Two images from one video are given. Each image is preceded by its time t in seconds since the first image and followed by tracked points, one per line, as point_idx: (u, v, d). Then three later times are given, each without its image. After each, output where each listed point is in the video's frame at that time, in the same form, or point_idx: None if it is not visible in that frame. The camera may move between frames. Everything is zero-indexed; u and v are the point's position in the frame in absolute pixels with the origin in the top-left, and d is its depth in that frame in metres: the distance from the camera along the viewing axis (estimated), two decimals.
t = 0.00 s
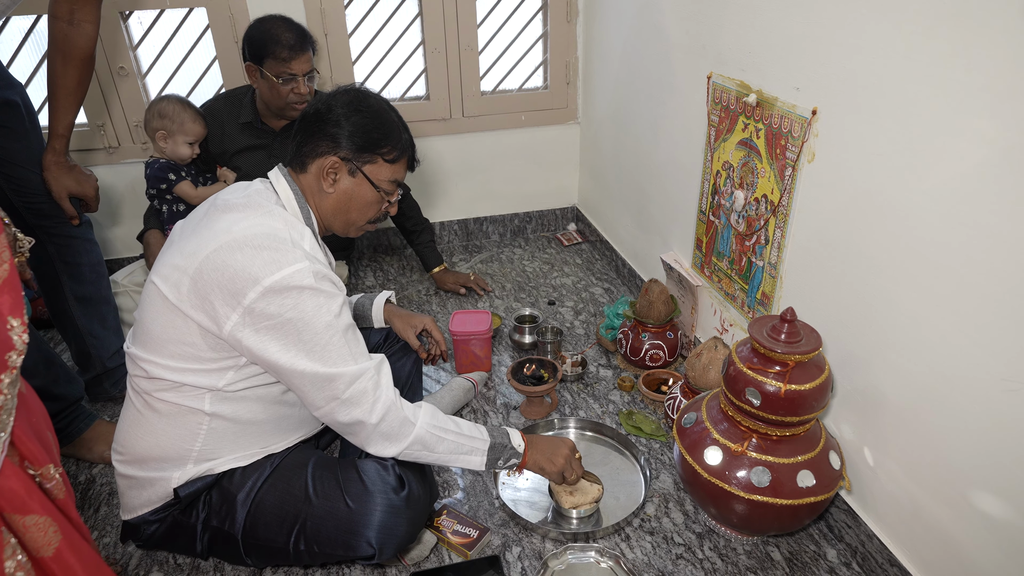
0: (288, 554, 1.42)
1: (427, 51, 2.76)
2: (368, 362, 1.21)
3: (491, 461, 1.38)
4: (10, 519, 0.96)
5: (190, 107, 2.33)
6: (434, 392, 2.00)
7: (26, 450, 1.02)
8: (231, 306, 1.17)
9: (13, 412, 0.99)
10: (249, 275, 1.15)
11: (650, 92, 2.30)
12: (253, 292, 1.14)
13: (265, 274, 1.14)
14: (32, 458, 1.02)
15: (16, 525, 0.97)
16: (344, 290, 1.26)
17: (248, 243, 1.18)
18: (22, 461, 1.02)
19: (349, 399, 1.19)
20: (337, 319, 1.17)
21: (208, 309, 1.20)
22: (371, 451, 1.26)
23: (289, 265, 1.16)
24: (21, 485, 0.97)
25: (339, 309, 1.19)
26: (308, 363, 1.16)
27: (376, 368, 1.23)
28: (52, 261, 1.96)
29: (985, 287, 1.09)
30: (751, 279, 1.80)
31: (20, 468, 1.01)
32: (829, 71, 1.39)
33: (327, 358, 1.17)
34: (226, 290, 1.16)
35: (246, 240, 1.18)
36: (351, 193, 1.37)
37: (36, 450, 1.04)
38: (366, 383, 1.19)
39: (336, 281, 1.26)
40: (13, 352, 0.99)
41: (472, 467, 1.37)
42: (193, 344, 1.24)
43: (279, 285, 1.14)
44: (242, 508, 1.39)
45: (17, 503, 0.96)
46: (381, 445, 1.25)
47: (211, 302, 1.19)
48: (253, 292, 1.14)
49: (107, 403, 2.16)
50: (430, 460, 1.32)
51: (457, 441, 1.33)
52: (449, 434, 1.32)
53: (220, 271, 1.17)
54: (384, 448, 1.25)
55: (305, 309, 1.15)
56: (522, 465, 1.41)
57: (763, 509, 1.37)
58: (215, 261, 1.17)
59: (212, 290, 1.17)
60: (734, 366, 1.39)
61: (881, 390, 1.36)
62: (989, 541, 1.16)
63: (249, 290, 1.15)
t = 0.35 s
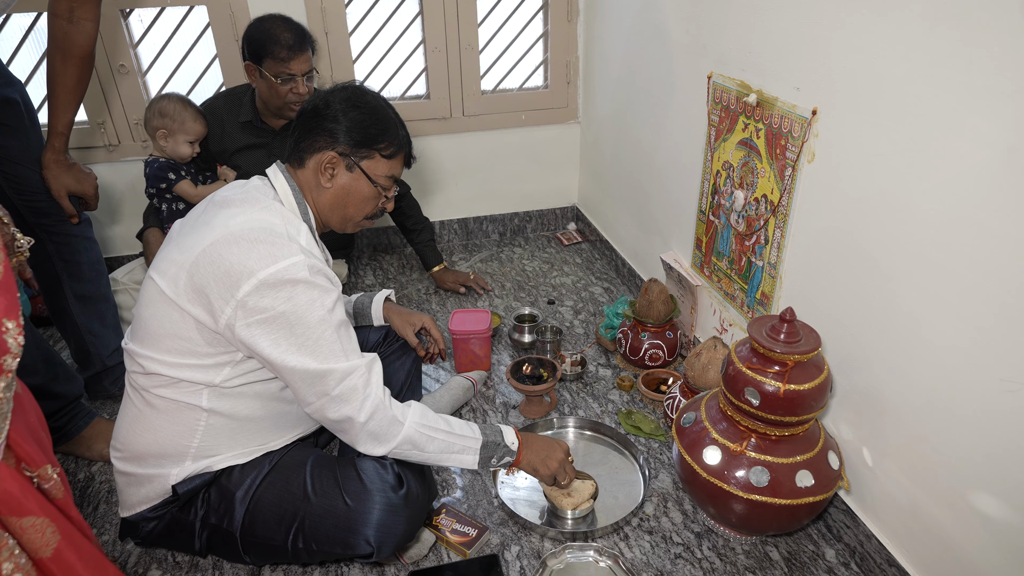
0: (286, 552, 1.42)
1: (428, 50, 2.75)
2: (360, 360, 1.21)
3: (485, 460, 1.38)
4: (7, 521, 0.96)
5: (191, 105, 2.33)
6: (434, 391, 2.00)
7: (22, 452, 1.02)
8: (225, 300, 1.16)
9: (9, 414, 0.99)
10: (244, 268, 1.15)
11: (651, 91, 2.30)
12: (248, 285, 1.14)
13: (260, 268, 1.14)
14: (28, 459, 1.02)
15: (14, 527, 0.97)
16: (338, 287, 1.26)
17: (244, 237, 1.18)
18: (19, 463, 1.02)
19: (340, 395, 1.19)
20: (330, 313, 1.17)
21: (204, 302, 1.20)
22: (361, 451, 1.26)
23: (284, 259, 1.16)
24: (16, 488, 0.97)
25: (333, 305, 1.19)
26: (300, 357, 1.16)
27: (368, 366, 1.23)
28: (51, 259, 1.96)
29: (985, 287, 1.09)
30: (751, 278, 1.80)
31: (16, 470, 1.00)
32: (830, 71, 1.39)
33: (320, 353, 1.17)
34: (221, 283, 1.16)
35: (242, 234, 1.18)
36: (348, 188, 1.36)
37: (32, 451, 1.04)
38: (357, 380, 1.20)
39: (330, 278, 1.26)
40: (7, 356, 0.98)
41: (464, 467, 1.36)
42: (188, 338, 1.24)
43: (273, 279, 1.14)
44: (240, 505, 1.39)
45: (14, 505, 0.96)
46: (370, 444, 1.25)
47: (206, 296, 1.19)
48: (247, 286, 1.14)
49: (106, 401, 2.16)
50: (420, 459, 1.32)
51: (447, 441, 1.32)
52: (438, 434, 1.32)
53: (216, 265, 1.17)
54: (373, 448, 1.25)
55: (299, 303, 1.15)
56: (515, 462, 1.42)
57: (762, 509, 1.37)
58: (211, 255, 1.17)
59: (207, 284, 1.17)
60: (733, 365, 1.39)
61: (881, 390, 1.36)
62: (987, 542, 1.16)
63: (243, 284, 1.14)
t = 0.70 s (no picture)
0: (285, 551, 1.41)
1: (429, 48, 2.75)
2: (357, 357, 1.21)
3: (483, 460, 1.36)
4: (4, 522, 0.96)
5: (194, 104, 2.32)
6: (433, 390, 2.00)
7: (20, 451, 1.02)
8: (223, 294, 1.16)
9: (8, 414, 0.99)
10: (241, 263, 1.15)
11: (651, 91, 2.30)
12: (245, 280, 1.14)
13: (257, 263, 1.14)
14: (26, 459, 1.02)
15: (11, 527, 0.97)
16: (336, 283, 1.26)
17: (242, 233, 1.18)
18: (17, 463, 1.02)
19: (336, 391, 1.18)
20: (327, 308, 1.17)
21: (202, 298, 1.20)
22: (356, 448, 1.25)
23: (282, 254, 1.16)
24: (14, 488, 0.97)
25: (330, 300, 1.19)
26: (297, 352, 1.16)
27: (364, 363, 1.22)
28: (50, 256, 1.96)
29: (985, 289, 1.09)
30: (751, 278, 1.79)
31: (14, 470, 1.01)
32: (831, 71, 1.38)
33: (316, 347, 1.16)
34: (220, 278, 1.16)
35: (240, 229, 1.18)
36: (347, 184, 1.36)
37: (30, 451, 1.04)
38: (353, 375, 1.19)
39: (328, 274, 1.26)
40: (6, 355, 0.98)
41: (461, 466, 1.36)
42: (186, 334, 1.24)
43: (270, 273, 1.14)
44: (239, 503, 1.39)
45: (12, 506, 0.96)
46: (365, 442, 1.24)
47: (204, 291, 1.19)
48: (244, 280, 1.14)
49: (105, 399, 2.15)
50: (416, 457, 1.31)
51: (444, 439, 1.32)
52: (435, 433, 1.31)
53: (214, 261, 1.17)
54: (368, 446, 1.24)
55: (297, 298, 1.15)
56: (515, 464, 1.41)
57: (761, 509, 1.37)
58: (209, 250, 1.18)
59: (205, 279, 1.17)
60: (733, 365, 1.39)
61: (881, 390, 1.36)
62: (986, 543, 1.16)
63: (240, 279, 1.14)
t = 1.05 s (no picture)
0: (285, 550, 1.42)
1: (429, 47, 2.75)
2: (357, 355, 1.21)
3: (484, 461, 1.36)
4: (5, 520, 0.96)
5: (194, 104, 2.32)
6: (433, 390, 2.00)
7: (21, 450, 1.02)
8: (224, 293, 1.16)
9: (8, 413, 0.99)
10: (242, 261, 1.15)
11: (652, 91, 2.30)
12: (246, 278, 1.14)
13: (258, 261, 1.14)
14: (26, 458, 1.02)
15: (11, 526, 0.97)
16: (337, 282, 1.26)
17: (242, 231, 1.18)
18: (17, 461, 1.02)
19: (336, 389, 1.18)
20: (327, 305, 1.17)
21: (203, 296, 1.20)
22: (356, 446, 1.25)
23: (282, 252, 1.16)
24: (14, 487, 0.97)
25: (330, 298, 1.19)
26: (297, 349, 1.16)
27: (365, 361, 1.22)
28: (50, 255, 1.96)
29: (984, 289, 1.09)
30: (751, 278, 1.80)
31: (15, 468, 1.01)
32: (831, 71, 1.39)
33: (317, 344, 1.16)
34: (220, 276, 1.16)
35: (241, 228, 1.18)
36: (347, 183, 1.36)
37: (31, 449, 1.04)
38: (353, 373, 1.19)
39: (328, 272, 1.26)
40: (6, 353, 0.98)
41: (462, 467, 1.35)
42: (187, 332, 1.24)
43: (270, 272, 1.14)
44: (239, 503, 1.39)
45: (11, 505, 0.96)
46: (366, 440, 1.24)
47: (205, 290, 1.19)
48: (245, 278, 1.14)
49: (105, 398, 2.15)
50: (417, 458, 1.30)
51: (445, 439, 1.31)
52: (436, 433, 1.31)
53: (215, 259, 1.17)
54: (367, 444, 1.24)
55: (297, 296, 1.15)
56: (515, 467, 1.41)
57: (761, 508, 1.37)
58: (209, 248, 1.18)
59: (206, 278, 1.17)
60: (733, 365, 1.39)
61: (880, 390, 1.36)
62: (985, 543, 1.16)
63: (240, 276, 1.14)
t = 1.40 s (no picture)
0: (285, 549, 1.42)
1: (429, 47, 2.75)
2: (350, 356, 1.20)
3: (476, 461, 1.36)
4: (4, 519, 0.96)
5: (191, 104, 2.32)
6: (433, 390, 2.00)
7: (20, 449, 1.02)
8: (222, 291, 1.16)
9: (7, 412, 0.99)
10: (240, 259, 1.15)
11: (652, 91, 2.30)
12: (244, 276, 1.13)
13: (256, 259, 1.14)
14: (25, 457, 1.03)
15: (10, 525, 0.97)
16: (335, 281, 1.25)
17: (241, 229, 1.18)
18: (16, 460, 1.02)
19: (327, 390, 1.18)
20: (323, 305, 1.17)
21: (202, 294, 1.20)
22: (347, 449, 1.25)
23: (280, 250, 1.16)
24: (14, 485, 0.97)
25: (326, 297, 1.18)
26: (291, 348, 1.15)
27: (358, 363, 1.22)
28: (51, 254, 1.96)
29: (985, 289, 1.09)
30: (751, 278, 1.80)
31: (14, 467, 1.01)
32: (831, 71, 1.38)
33: (311, 344, 1.16)
34: (219, 274, 1.16)
35: (240, 225, 1.18)
36: (346, 183, 1.36)
37: (31, 448, 1.04)
38: (345, 374, 1.19)
39: (327, 272, 1.26)
40: (5, 351, 0.98)
41: (455, 466, 1.36)
42: (186, 331, 1.24)
43: (268, 270, 1.14)
44: (239, 502, 1.39)
45: (11, 503, 0.96)
46: (356, 443, 1.24)
47: (204, 288, 1.18)
48: (243, 276, 1.14)
49: (104, 397, 2.15)
50: (409, 459, 1.31)
51: (436, 439, 1.32)
52: (427, 434, 1.31)
53: (213, 257, 1.17)
54: (359, 447, 1.24)
55: (294, 294, 1.15)
56: (508, 464, 1.40)
57: (761, 508, 1.37)
58: (208, 247, 1.18)
59: (205, 276, 1.17)
60: (733, 365, 1.39)
61: (881, 390, 1.36)
62: (985, 542, 1.16)
63: (238, 274, 1.14)
